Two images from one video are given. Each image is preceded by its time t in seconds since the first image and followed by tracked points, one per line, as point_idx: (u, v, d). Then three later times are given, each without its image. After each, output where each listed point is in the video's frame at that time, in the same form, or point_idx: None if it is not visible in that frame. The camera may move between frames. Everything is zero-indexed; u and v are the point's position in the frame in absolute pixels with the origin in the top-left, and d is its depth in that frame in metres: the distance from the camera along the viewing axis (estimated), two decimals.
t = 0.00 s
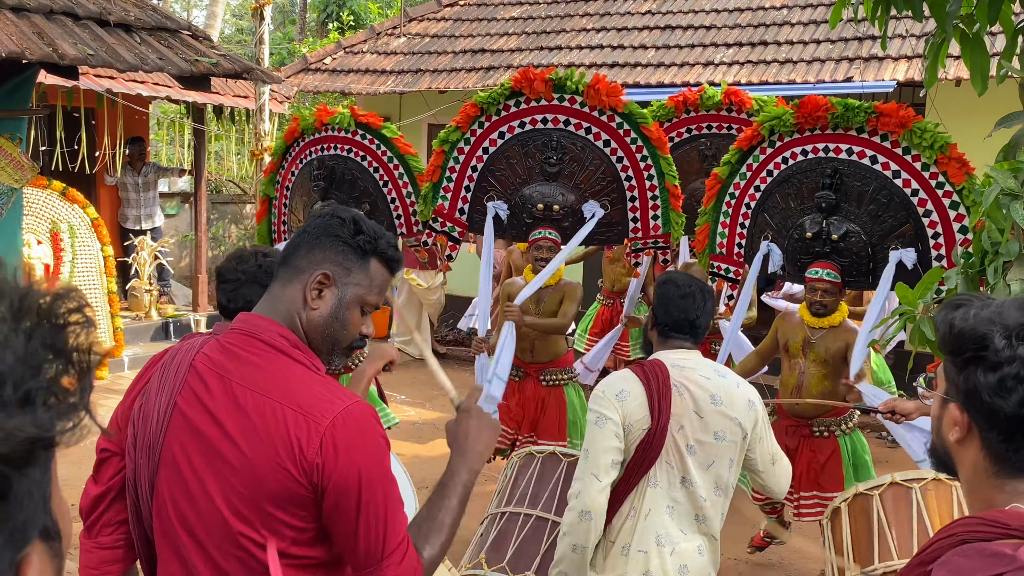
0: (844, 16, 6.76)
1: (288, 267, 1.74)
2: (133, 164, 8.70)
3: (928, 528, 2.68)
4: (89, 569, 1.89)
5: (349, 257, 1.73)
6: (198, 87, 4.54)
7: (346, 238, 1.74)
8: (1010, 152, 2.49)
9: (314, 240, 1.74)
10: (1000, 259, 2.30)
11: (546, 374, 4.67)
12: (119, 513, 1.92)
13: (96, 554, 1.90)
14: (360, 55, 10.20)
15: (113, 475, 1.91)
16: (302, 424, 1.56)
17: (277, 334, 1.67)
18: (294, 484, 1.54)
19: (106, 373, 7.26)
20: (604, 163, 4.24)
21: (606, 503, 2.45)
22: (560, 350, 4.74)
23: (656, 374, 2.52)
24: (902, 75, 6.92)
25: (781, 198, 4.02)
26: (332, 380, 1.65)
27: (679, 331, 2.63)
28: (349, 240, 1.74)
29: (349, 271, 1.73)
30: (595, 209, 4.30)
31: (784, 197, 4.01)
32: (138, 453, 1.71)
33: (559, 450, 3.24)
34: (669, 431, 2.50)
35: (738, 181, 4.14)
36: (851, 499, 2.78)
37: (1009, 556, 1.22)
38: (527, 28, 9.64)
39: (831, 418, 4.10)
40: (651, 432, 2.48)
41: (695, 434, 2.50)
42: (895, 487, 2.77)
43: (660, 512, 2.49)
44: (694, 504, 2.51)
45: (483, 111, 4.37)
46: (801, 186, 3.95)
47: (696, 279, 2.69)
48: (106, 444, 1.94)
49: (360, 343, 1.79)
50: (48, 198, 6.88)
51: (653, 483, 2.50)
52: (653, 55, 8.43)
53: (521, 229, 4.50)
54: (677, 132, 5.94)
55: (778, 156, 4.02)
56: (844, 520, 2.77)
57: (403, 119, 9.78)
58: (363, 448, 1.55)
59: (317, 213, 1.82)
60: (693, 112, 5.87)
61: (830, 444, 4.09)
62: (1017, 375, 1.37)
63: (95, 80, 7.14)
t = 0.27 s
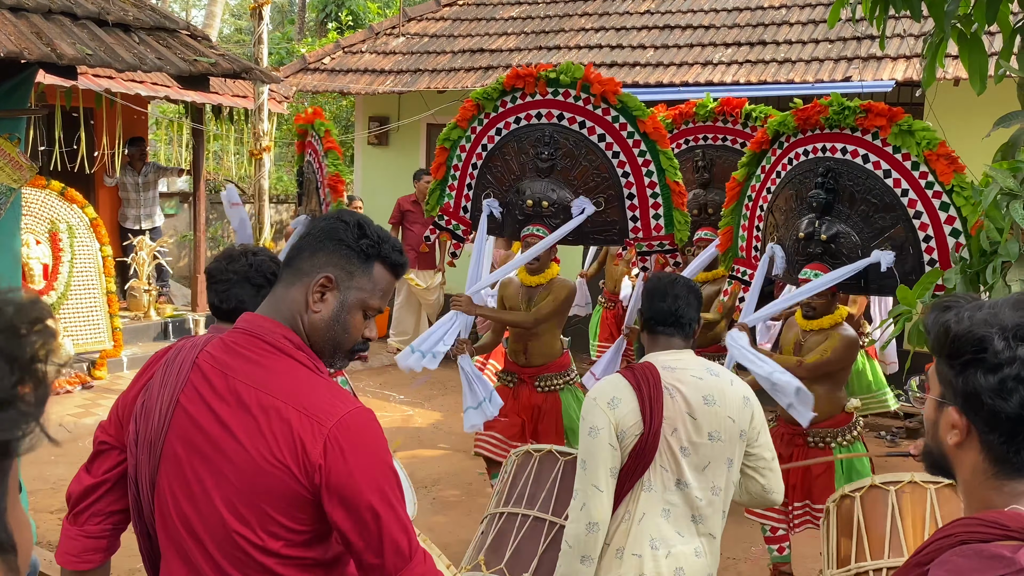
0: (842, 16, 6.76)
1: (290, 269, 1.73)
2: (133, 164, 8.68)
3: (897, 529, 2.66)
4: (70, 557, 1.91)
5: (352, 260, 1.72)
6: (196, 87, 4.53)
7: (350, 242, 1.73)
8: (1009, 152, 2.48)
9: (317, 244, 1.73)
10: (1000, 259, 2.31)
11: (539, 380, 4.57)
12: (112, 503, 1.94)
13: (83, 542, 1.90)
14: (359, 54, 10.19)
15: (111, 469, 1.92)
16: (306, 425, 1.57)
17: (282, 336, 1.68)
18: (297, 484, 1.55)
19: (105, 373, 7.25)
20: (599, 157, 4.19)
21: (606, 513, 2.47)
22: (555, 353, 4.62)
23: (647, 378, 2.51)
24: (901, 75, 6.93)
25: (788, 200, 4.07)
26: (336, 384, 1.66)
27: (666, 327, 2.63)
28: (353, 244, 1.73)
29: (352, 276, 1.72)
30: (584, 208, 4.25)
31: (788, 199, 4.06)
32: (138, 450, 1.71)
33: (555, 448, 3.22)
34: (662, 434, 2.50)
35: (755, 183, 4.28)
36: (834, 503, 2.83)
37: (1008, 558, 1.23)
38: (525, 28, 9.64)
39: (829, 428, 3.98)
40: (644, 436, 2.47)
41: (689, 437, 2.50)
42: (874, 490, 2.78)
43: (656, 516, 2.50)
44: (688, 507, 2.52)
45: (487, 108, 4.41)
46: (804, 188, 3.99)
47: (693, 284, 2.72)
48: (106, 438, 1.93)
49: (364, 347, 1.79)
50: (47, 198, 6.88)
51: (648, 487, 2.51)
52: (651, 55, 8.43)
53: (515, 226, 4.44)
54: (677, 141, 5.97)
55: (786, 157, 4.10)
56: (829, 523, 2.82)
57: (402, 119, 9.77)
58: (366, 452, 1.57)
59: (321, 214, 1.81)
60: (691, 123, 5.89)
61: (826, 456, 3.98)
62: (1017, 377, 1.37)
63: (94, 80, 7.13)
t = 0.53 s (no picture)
0: (841, 16, 6.77)
1: (299, 268, 1.72)
2: (133, 164, 8.69)
3: (885, 519, 2.66)
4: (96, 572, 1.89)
5: (363, 266, 1.72)
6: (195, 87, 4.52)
7: (363, 249, 1.73)
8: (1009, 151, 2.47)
9: (331, 245, 1.72)
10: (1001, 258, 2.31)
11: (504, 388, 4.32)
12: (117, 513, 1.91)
13: (101, 558, 1.90)
14: (358, 54, 10.19)
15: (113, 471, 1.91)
16: (304, 410, 1.57)
17: (281, 328, 1.68)
18: (295, 470, 1.55)
19: (103, 373, 7.25)
20: (567, 156, 4.19)
21: (601, 496, 2.45)
22: (524, 361, 4.34)
23: (646, 369, 2.53)
24: (899, 74, 6.94)
25: (804, 204, 4.12)
26: (335, 373, 1.66)
27: (666, 326, 2.63)
28: (365, 249, 1.73)
29: (361, 281, 1.72)
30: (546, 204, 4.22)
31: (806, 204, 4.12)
32: (137, 446, 1.71)
33: (560, 455, 3.27)
34: (661, 425, 2.50)
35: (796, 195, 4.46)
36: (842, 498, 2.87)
37: (1005, 556, 1.23)
38: (524, 28, 9.63)
39: (799, 437, 3.79)
40: (641, 424, 2.47)
41: (687, 429, 2.51)
42: (872, 483, 2.80)
43: (653, 507, 2.50)
44: (689, 502, 2.52)
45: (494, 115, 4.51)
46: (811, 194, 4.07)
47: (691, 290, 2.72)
48: (107, 443, 1.93)
49: (356, 350, 1.81)
50: (45, 198, 6.87)
51: (646, 477, 2.51)
52: (650, 54, 8.43)
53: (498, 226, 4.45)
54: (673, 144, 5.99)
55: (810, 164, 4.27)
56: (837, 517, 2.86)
57: (401, 118, 9.77)
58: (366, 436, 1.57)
59: (332, 219, 1.81)
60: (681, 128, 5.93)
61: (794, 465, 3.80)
62: (1016, 376, 1.37)
63: (92, 79, 7.12)
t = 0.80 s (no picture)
0: (839, 15, 6.77)
1: (286, 259, 1.71)
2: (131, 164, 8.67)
3: (883, 514, 2.67)
4: (81, 567, 1.87)
5: (349, 251, 1.73)
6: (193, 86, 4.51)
7: (348, 234, 1.74)
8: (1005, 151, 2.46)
9: (316, 234, 1.72)
10: (1002, 258, 2.30)
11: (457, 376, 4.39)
12: (112, 507, 1.91)
13: (85, 549, 1.88)
14: (355, 53, 10.18)
15: (108, 471, 1.89)
16: (299, 404, 1.57)
17: (275, 324, 1.68)
18: (291, 464, 1.55)
19: (101, 373, 7.24)
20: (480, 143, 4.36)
21: (618, 474, 2.47)
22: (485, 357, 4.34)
23: (659, 362, 2.61)
24: (897, 73, 6.95)
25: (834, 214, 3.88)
26: (331, 368, 1.66)
27: (677, 335, 2.77)
28: (349, 234, 1.74)
29: (349, 266, 1.73)
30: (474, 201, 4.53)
31: (825, 198, 3.83)
32: (135, 446, 1.70)
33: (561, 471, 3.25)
34: (673, 414, 2.56)
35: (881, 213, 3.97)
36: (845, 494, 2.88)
37: (1008, 552, 1.23)
38: (522, 27, 9.63)
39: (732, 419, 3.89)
40: (655, 407, 2.53)
41: (699, 419, 2.57)
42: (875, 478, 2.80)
43: (667, 493, 2.54)
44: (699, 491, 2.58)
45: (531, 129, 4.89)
46: (819, 188, 3.82)
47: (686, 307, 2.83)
48: (102, 440, 1.90)
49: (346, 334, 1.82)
50: (43, 198, 6.85)
51: (659, 462, 2.54)
52: (648, 53, 8.43)
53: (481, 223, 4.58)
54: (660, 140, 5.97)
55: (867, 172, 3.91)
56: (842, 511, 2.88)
57: (399, 118, 9.77)
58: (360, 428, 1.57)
59: (310, 206, 1.80)
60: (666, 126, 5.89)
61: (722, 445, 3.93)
62: None
63: (90, 78, 7.11)
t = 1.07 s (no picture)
0: (837, 15, 6.78)
1: (277, 259, 1.70)
2: (130, 164, 8.67)
3: (880, 514, 2.67)
4: (50, 559, 1.87)
5: (341, 252, 1.74)
6: (190, 85, 4.51)
7: (339, 235, 1.74)
8: (1001, 151, 2.45)
9: (309, 234, 1.71)
10: (993, 259, 2.30)
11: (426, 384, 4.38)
12: (93, 505, 1.89)
13: (62, 544, 1.87)
14: (353, 53, 10.18)
15: (94, 471, 1.87)
16: (288, 404, 1.58)
17: (264, 324, 1.67)
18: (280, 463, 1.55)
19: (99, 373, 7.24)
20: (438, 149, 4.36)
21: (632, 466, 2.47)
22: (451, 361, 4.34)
23: (667, 357, 2.62)
24: (895, 73, 6.96)
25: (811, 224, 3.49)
26: (319, 366, 1.67)
27: (674, 335, 2.76)
28: (340, 234, 1.74)
29: (340, 266, 1.74)
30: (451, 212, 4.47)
31: (802, 209, 3.50)
32: (125, 443, 1.70)
33: (566, 469, 3.24)
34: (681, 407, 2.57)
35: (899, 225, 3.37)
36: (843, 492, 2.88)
37: (1005, 561, 1.23)
38: (520, 27, 9.62)
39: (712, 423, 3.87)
40: (666, 401, 2.55)
41: (705, 412, 2.58)
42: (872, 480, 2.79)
43: (677, 485, 2.54)
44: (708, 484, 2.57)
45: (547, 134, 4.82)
46: (792, 200, 3.51)
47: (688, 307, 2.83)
48: (88, 438, 1.86)
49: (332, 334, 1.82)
50: (40, 197, 6.85)
51: (669, 455, 2.55)
52: (646, 53, 8.43)
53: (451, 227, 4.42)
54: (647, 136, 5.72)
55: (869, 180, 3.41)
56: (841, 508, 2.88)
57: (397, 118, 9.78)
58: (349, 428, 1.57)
59: (298, 203, 1.79)
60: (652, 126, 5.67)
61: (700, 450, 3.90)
62: (1015, 379, 1.37)
63: (87, 78, 7.10)
